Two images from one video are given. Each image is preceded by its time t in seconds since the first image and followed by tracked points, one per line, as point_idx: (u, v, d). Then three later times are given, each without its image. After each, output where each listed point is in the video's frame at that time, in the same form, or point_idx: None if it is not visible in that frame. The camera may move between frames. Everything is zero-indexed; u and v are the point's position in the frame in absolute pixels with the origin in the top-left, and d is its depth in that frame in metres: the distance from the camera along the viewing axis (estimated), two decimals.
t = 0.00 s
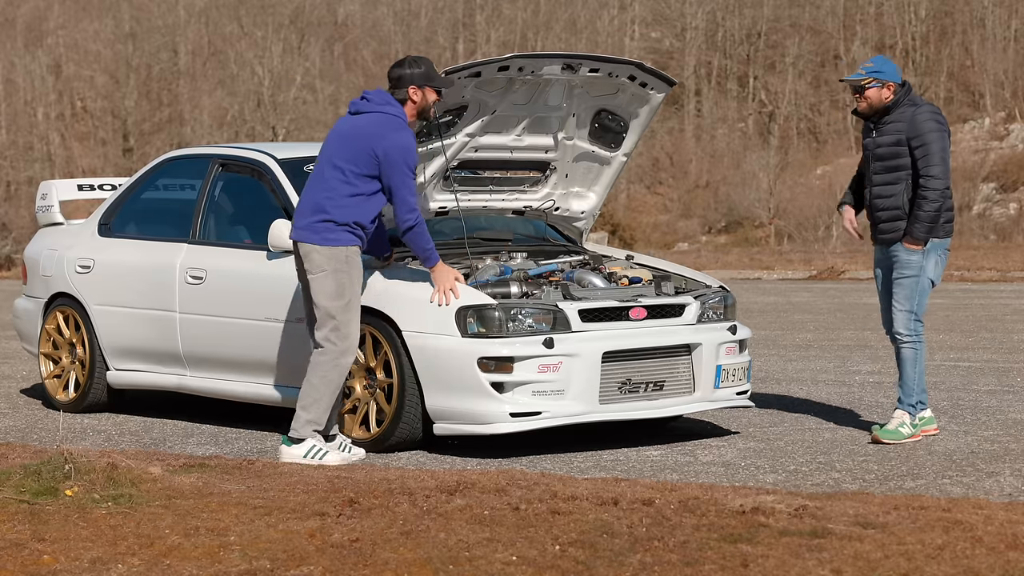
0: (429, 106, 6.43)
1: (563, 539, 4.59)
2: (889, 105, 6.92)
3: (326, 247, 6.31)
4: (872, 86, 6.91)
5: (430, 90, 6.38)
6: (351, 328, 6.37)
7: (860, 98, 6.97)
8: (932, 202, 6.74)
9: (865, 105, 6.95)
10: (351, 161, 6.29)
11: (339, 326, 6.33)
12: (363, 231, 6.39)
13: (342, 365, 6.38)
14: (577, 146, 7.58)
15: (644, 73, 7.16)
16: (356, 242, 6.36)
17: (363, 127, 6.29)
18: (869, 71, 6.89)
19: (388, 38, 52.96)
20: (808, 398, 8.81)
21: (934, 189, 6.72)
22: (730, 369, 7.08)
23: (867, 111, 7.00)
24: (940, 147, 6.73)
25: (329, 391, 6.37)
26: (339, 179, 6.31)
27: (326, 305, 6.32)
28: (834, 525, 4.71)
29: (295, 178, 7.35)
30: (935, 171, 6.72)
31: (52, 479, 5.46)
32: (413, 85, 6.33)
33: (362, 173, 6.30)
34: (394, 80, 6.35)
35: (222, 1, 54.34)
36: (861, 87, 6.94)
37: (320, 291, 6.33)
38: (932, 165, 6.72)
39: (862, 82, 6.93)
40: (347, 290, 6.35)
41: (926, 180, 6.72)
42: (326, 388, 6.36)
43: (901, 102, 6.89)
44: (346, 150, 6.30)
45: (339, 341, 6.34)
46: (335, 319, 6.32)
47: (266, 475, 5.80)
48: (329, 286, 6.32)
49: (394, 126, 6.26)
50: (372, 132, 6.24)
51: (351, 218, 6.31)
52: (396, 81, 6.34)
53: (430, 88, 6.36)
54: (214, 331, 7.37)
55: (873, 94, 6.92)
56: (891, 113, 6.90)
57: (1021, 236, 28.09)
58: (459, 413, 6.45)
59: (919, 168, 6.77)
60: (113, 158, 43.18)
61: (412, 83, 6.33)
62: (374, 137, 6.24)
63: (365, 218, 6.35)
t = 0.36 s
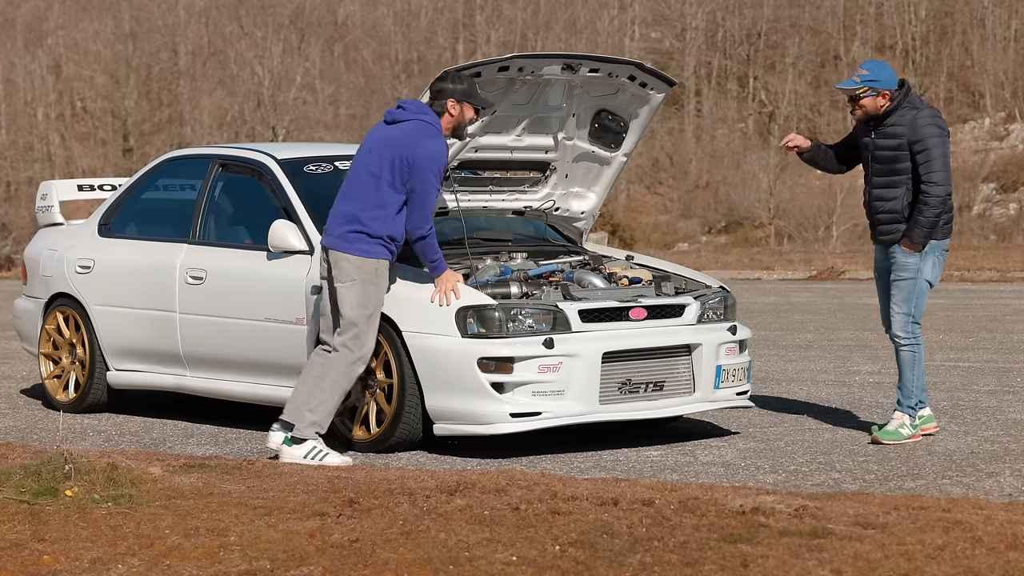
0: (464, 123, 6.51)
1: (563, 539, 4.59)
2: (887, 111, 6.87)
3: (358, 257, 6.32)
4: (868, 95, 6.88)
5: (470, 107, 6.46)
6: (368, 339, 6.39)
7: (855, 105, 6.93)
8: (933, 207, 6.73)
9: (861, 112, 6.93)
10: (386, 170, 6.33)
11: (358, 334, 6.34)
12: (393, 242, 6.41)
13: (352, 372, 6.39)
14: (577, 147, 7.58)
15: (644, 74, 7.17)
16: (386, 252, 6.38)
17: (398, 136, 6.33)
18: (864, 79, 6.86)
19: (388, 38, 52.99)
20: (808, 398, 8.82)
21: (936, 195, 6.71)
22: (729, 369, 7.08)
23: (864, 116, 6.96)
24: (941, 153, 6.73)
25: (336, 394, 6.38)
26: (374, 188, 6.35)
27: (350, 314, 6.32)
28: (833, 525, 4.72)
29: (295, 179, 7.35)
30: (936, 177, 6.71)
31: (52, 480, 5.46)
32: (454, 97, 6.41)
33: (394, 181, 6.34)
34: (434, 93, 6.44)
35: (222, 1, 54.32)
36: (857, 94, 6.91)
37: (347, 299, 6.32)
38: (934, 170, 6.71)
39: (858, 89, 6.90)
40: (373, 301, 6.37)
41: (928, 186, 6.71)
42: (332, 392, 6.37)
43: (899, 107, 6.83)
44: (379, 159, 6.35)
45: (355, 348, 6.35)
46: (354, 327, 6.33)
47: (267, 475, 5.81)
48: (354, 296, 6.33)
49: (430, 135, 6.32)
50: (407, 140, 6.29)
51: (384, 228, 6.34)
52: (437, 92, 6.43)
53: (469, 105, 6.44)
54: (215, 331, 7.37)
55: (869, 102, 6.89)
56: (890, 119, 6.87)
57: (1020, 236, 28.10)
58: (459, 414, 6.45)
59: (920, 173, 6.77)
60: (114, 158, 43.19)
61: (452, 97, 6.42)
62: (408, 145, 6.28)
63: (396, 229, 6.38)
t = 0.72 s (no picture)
0: (447, 108, 6.50)
1: (563, 539, 4.59)
2: (888, 113, 6.87)
3: (362, 259, 6.32)
4: (869, 95, 6.87)
5: (447, 90, 6.45)
6: (365, 340, 6.35)
7: (856, 106, 6.93)
8: (938, 211, 6.72)
9: (861, 113, 6.92)
10: (383, 170, 6.36)
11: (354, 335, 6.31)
12: (398, 241, 6.41)
13: (349, 372, 6.36)
14: (578, 146, 7.58)
15: (644, 73, 7.17)
16: (389, 252, 6.38)
17: (392, 134, 6.35)
18: (866, 80, 6.84)
19: (388, 38, 52.95)
20: (808, 398, 8.82)
21: (941, 197, 6.70)
22: (730, 369, 7.08)
23: (864, 117, 6.96)
24: (945, 156, 6.73)
25: (335, 394, 6.37)
26: (373, 190, 6.38)
27: (349, 316, 6.31)
28: (833, 525, 4.72)
29: (295, 178, 7.35)
30: (941, 180, 6.71)
31: (52, 480, 5.46)
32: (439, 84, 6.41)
33: (391, 180, 6.35)
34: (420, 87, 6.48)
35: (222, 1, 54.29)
36: (857, 95, 6.90)
37: (347, 302, 6.31)
38: (939, 173, 6.71)
39: (858, 91, 6.89)
40: (375, 300, 6.36)
41: (932, 189, 6.71)
42: (330, 391, 6.35)
43: (901, 108, 6.83)
44: (375, 159, 6.38)
45: (351, 348, 6.33)
46: (351, 327, 6.31)
47: (266, 475, 5.81)
48: (356, 296, 6.31)
49: (423, 130, 6.33)
50: (399, 136, 6.31)
51: (385, 227, 6.35)
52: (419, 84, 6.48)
53: (448, 87, 6.42)
54: (215, 332, 7.36)
55: (870, 103, 6.88)
56: (892, 120, 6.86)
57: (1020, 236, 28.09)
58: (459, 414, 6.45)
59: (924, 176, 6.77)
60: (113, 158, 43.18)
61: (434, 84, 6.42)
62: (401, 140, 6.30)
63: (399, 228, 6.37)
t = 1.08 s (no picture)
0: (445, 107, 6.50)
1: (563, 539, 4.59)
2: (887, 113, 6.87)
3: (339, 251, 6.32)
4: (867, 96, 6.86)
5: (445, 90, 6.45)
6: (353, 333, 6.31)
7: (855, 107, 6.93)
8: (938, 211, 6.71)
9: (860, 115, 6.92)
10: (366, 164, 6.33)
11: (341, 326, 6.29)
12: (382, 235, 6.37)
13: (341, 366, 6.33)
14: (578, 147, 7.58)
15: (644, 74, 7.17)
16: (369, 244, 6.34)
17: (377, 131, 6.33)
18: (864, 81, 6.83)
19: (388, 39, 52.93)
20: (808, 398, 8.83)
21: (942, 196, 6.68)
22: (730, 369, 7.08)
23: (864, 118, 6.95)
24: (945, 156, 6.72)
25: (330, 393, 6.35)
26: (355, 184, 6.36)
27: (337, 308, 6.30)
28: (834, 525, 4.72)
29: (295, 179, 7.35)
30: (941, 180, 6.69)
31: (52, 480, 5.46)
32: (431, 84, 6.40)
33: (375, 175, 6.32)
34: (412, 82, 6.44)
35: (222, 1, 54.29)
36: (855, 96, 6.90)
37: (333, 295, 6.31)
38: (938, 173, 6.70)
39: (857, 92, 6.88)
40: (356, 290, 6.32)
41: (932, 189, 6.70)
42: (324, 388, 6.33)
43: (900, 109, 6.84)
44: (362, 153, 6.36)
45: (340, 344, 6.30)
46: (336, 320, 6.30)
47: (266, 475, 5.81)
48: (338, 288, 6.30)
49: (407, 129, 6.28)
50: (385, 133, 6.28)
51: (366, 219, 6.32)
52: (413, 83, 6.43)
53: (444, 86, 6.42)
54: (215, 332, 7.36)
55: (868, 104, 6.88)
56: (891, 121, 6.87)
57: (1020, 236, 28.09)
58: (459, 414, 6.45)
59: (924, 176, 6.76)
60: (113, 158, 43.18)
61: (426, 85, 6.42)
62: (386, 137, 6.27)
63: (380, 221, 6.34)
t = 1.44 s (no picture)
0: (434, 96, 6.42)
1: (563, 539, 4.59)
2: (887, 110, 6.88)
3: (324, 242, 6.31)
4: (869, 92, 6.87)
5: (435, 79, 6.38)
6: (332, 327, 6.31)
7: (856, 104, 6.93)
8: (932, 206, 6.71)
9: (862, 112, 6.91)
10: (349, 153, 6.31)
11: (319, 321, 6.31)
12: (365, 225, 6.33)
13: (323, 362, 6.34)
14: (578, 147, 7.58)
15: (644, 74, 7.17)
16: (351, 232, 6.31)
17: (359, 119, 6.31)
18: (866, 77, 6.85)
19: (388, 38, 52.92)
20: (808, 398, 8.82)
21: (936, 193, 6.70)
22: (730, 369, 7.08)
23: (864, 115, 6.94)
24: (941, 152, 6.73)
25: (318, 390, 6.38)
26: (338, 171, 6.36)
27: (317, 303, 6.31)
28: (834, 525, 4.71)
29: (295, 179, 7.36)
30: (936, 176, 6.71)
31: (52, 479, 5.46)
32: (417, 74, 6.34)
33: (357, 164, 6.29)
34: (396, 72, 6.38)
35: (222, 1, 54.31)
36: (858, 93, 6.90)
37: (315, 292, 6.33)
38: (934, 170, 6.72)
39: (859, 87, 6.89)
40: (338, 280, 6.27)
41: (929, 184, 6.71)
42: (311, 387, 6.36)
43: (901, 105, 6.86)
44: (345, 143, 6.34)
45: (319, 338, 6.32)
46: (315, 317, 6.32)
47: (266, 475, 5.80)
48: (319, 284, 6.32)
49: (388, 115, 6.24)
50: (368, 122, 6.25)
51: (348, 209, 6.29)
52: (399, 73, 6.36)
53: (433, 76, 6.37)
54: (216, 332, 7.36)
55: (870, 101, 6.88)
56: (891, 114, 6.88)
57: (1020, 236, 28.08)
58: (459, 414, 6.45)
59: (920, 172, 6.78)
60: (113, 158, 43.16)
61: (416, 73, 6.34)
62: (368, 127, 6.25)
63: (364, 211, 6.31)
